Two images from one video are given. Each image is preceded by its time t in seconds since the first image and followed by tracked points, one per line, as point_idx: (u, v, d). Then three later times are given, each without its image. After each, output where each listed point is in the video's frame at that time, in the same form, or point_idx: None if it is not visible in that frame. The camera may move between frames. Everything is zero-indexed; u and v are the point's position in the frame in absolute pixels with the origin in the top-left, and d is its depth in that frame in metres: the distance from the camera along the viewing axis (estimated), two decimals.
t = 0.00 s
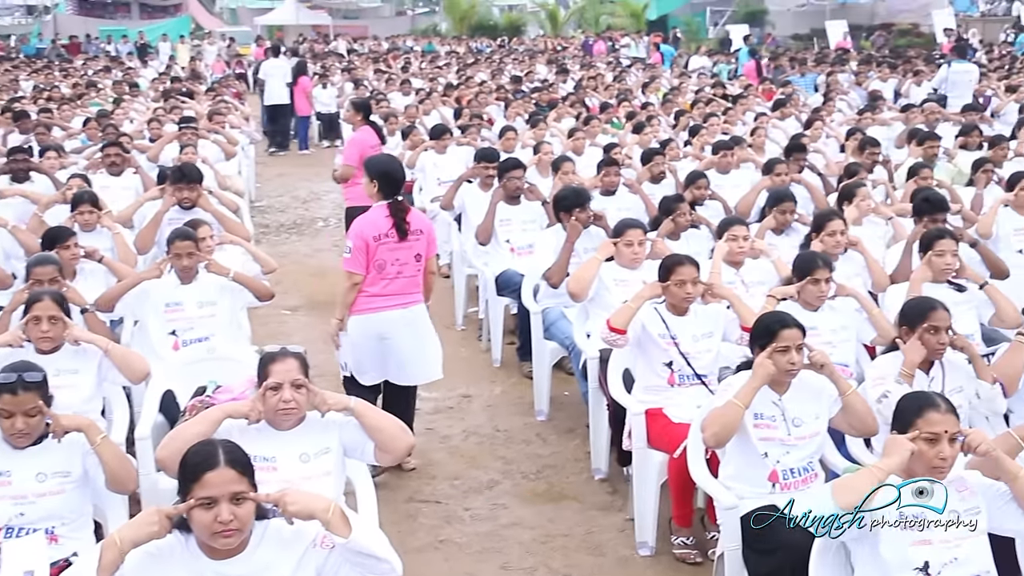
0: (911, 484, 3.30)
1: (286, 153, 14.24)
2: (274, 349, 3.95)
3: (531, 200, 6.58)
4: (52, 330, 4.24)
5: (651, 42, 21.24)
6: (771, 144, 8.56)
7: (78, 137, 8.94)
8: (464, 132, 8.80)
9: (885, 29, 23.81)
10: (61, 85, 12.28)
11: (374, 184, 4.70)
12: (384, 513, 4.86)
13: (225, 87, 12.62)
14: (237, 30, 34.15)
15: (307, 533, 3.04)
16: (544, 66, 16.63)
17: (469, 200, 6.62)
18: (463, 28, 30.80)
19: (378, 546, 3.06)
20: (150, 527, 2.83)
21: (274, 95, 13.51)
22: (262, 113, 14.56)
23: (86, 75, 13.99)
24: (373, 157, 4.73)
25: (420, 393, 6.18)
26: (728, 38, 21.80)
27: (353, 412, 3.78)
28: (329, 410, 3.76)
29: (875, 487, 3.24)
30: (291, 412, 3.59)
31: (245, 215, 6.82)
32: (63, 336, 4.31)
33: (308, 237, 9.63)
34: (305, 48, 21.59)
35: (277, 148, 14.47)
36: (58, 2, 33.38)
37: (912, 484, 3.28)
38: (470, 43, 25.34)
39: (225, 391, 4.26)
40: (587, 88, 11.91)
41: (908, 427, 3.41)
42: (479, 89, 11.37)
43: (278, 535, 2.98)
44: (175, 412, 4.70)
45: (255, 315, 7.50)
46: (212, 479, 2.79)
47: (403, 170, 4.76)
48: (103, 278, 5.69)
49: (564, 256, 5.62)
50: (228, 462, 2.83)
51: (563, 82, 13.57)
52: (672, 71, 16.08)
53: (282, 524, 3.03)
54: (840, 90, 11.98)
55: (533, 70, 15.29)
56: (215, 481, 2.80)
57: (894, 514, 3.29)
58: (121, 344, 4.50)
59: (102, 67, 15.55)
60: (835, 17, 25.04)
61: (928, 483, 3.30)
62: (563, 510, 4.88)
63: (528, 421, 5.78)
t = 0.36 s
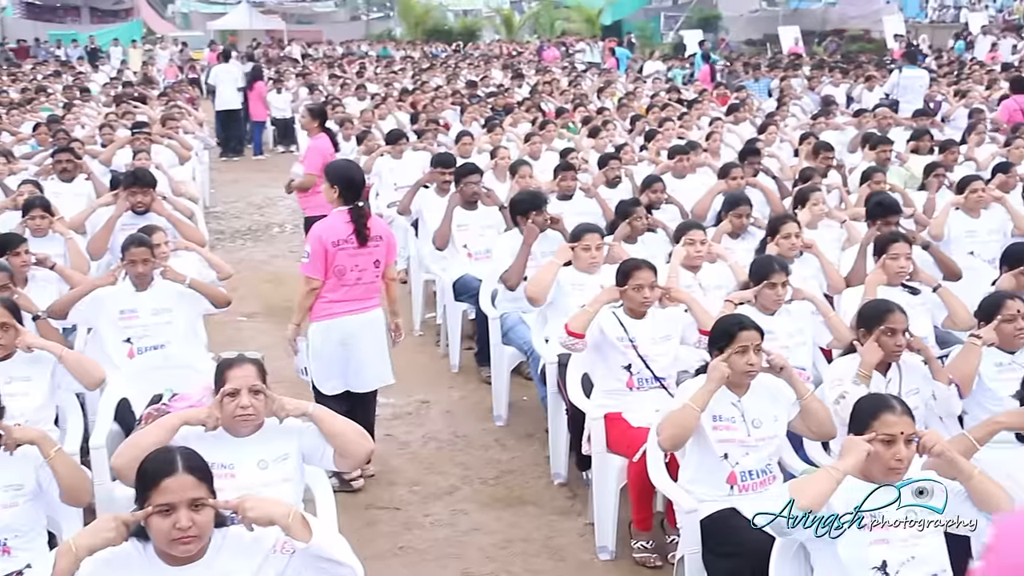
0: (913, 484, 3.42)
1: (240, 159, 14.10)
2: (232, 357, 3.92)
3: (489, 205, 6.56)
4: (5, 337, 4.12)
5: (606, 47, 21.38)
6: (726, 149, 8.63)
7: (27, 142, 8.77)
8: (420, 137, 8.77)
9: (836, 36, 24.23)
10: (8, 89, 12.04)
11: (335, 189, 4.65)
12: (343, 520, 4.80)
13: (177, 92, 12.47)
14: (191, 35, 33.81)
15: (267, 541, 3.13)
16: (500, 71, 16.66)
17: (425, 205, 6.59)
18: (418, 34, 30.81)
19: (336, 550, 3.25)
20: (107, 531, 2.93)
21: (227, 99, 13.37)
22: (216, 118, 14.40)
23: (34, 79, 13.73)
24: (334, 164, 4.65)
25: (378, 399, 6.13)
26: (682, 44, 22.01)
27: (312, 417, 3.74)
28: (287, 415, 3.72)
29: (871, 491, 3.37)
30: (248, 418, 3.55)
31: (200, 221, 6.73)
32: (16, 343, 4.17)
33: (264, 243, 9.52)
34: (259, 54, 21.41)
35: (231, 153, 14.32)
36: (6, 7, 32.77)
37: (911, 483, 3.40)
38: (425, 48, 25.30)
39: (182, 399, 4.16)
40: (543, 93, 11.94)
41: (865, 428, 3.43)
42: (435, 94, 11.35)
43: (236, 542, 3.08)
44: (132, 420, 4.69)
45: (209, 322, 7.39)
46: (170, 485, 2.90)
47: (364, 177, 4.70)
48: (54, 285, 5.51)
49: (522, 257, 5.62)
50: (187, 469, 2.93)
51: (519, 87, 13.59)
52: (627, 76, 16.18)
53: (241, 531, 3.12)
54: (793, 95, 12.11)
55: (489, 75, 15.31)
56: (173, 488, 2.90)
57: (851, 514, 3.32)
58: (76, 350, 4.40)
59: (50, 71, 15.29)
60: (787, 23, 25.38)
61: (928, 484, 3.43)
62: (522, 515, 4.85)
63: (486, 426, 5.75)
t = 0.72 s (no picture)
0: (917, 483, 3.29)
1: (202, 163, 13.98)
2: (194, 361, 3.86)
3: (453, 208, 6.57)
4: None
5: (569, 50, 21.48)
6: (690, 151, 8.68)
7: None
8: (384, 140, 8.75)
9: (797, 38, 24.54)
10: None
11: (296, 196, 4.63)
12: (310, 525, 4.75)
13: (137, 96, 12.34)
14: (151, 37, 33.47)
15: (232, 542, 3.15)
16: (464, 74, 16.68)
17: (390, 209, 6.57)
18: (382, 37, 30.87)
19: (303, 552, 3.24)
20: (69, 535, 2.92)
21: (188, 103, 13.25)
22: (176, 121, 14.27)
23: None
24: (291, 170, 4.64)
25: (343, 403, 6.09)
26: (645, 47, 22.16)
27: (276, 422, 3.71)
28: (252, 420, 3.68)
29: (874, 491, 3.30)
30: (213, 424, 3.51)
31: (162, 225, 6.65)
32: None
33: (227, 247, 9.44)
34: (220, 56, 21.23)
35: (193, 157, 14.19)
36: None
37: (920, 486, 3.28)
38: (389, 52, 25.24)
39: (144, 404, 4.14)
40: (506, 96, 11.97)
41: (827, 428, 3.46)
42: (398, 96, 11.34)
43: (202, 545, 3.10)
44: (93, 427, 4.58)
45: (172, 327, 7.31)
46: (134, 489, 2.91)
47: (322, 181, 4.70)
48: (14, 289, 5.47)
49: (486, 258, 5.60)
50: (151, 473, 2.95)
51: (483, 90, 13.62)
52: (591, 79, 16.25)
53: (206, 535, 3.13)
54: (755, 97, 12.22)
55: (453, 78, 15.32)
56: (137, 492, 2.91)
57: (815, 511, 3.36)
58: (34, 355, 4.32)
59: (6, 75, 15.07)
60: (749, 26, 25.70)
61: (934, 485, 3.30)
62: (489, 518, 4.84)
63: (452, 429, 5.73)
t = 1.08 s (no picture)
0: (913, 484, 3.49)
1: (169, 163, 13.87)
2: (164, 362, 3.82)
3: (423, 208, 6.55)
4: None
5: (540, 51, 21.53)
6: (660, 152, 8.73)
7: None
8: (354, 141, 8.73)
9: (766, 41, 25.12)
10: None
11: (261, 201, 4.62)
12: (280, 527, 4.72)
13: (104, 94, 12.22)
14: (116, 36, 33.16)
15: (201, 541, 3.16)
16: (434, 75, 16.68)
17: (360, 210, 6.56)
18: (352, 37, 30.79)
19: (274, 548, 3.21)
20: (33, 535, 2.90)
21: (156, 102, 13.15)
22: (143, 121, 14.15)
23: None
24: (252, 174, 4.64)
25: (314, 405, 6.05)
26: (615, 48, 22.25)
27: (245, 423, 3.68)
28: (221, 422, 3.65)
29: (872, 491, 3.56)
30: (182, 425, 3.49)
31: (130, 224, 6.59)
32: None
33: (196, 248, 9.37)
34: (188, 56, 21.09)
35: (160, 157, 14.08)
36: None
37: (912, 484, 3.49)
38: (359, 52, 25.17)
39: (112, 406, 4.09)
40: (477, 96, 11.98)
41: (799, 428, 3.47)
42: (368, 97, 11.32)
43: (170, 544, 3.08)
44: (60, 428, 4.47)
45: (140, 328, 7.24)
46: (100, 489, 2.88)
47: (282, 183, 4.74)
48: None
49: (456, 258, 5.60)
50: (117, 472, 2.92)
51: (453, 91, 13.63)
52: (561, 80, 16.32)
53: (174, 534, 3.13)
54: (724, 99, 12.31)
55: (423, 79, 15.32)
56: (103, 491, 2.88)
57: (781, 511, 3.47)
58: None
59: None
60: (719, 28, 25.94)
61: (928, 483, 3.50)
62: (460, 519, 4.82)
63: (423, 430, 5.72)
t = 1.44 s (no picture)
0: (913, 485, 3.55)
1: (146, 164, 13.80)
2: (142, 365, 3.81)
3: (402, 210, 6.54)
4: None
5: (519, 53, 21.57)
6: (639, 154, 8.76)
7: None
8: (332, 142, 8.72)
9: (745, 44, 25.43)
10: None
11: (229, 205, 4.62)
12: (258, 530, 4.70)
13: (81, 95, 12.15)
14: (93, 36, 32.95)
15: (178, 542, 3.15)
16: (413, 77, 16.69)
17: (339, 211, 6.55)
18: (331, 38, 30.64)
19: (252, 550, 3.18)
20: (7, 538, 2.87)
21: (133, 103, 13.07)
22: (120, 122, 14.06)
23: None
24: (222, 179, 4.64)
25: (292, 407, 6.03)
26: (594, 51, 22.31)
27: (224, 425, 3.67)
28: (200, 425, 3.63)
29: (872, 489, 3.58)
30: (161, 427, 3.47)
31: (107, 225, 6.54)
32: None
33: (173, 250, 9.32)
34: (166, 56, 21.00)
35: (138, 158, 14.01)
36: None
37: (912, 483, 3.55)
38: (338, 53, 25.11)
39: (88, 409, 4.06)
40: (457, 98, 11.99)
41: (777, 427, 3.50)
42: (348, 98, 11.30)
43: (147, 546, 3.08)
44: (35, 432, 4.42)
45: (117, 330, 7.19)
46: (76, 491, 2.86)
47: (253, 187, 4.72)
48: None
49: (435, 260, 5.61)
50: (93, 474, 2.90)
51: (433, 92, 13.64)
52: (540, 82, 16.37)
53: (152, 536, 3.12)
54: (703, 102, 12.37)
55: (402, 80, 15.32)
56: (79, 494, 2.87)
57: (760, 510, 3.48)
58: None
59: None
60: (697, 31, 26.12)
61: (927, 483, 3.56)
62: (439, 521, 4.82)
63: (402, 433, 5.71)
